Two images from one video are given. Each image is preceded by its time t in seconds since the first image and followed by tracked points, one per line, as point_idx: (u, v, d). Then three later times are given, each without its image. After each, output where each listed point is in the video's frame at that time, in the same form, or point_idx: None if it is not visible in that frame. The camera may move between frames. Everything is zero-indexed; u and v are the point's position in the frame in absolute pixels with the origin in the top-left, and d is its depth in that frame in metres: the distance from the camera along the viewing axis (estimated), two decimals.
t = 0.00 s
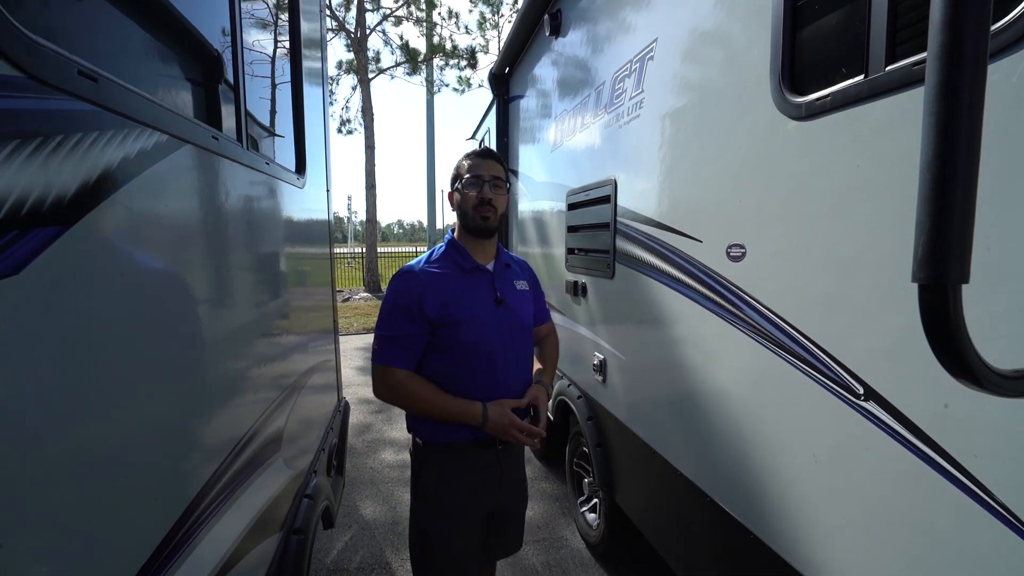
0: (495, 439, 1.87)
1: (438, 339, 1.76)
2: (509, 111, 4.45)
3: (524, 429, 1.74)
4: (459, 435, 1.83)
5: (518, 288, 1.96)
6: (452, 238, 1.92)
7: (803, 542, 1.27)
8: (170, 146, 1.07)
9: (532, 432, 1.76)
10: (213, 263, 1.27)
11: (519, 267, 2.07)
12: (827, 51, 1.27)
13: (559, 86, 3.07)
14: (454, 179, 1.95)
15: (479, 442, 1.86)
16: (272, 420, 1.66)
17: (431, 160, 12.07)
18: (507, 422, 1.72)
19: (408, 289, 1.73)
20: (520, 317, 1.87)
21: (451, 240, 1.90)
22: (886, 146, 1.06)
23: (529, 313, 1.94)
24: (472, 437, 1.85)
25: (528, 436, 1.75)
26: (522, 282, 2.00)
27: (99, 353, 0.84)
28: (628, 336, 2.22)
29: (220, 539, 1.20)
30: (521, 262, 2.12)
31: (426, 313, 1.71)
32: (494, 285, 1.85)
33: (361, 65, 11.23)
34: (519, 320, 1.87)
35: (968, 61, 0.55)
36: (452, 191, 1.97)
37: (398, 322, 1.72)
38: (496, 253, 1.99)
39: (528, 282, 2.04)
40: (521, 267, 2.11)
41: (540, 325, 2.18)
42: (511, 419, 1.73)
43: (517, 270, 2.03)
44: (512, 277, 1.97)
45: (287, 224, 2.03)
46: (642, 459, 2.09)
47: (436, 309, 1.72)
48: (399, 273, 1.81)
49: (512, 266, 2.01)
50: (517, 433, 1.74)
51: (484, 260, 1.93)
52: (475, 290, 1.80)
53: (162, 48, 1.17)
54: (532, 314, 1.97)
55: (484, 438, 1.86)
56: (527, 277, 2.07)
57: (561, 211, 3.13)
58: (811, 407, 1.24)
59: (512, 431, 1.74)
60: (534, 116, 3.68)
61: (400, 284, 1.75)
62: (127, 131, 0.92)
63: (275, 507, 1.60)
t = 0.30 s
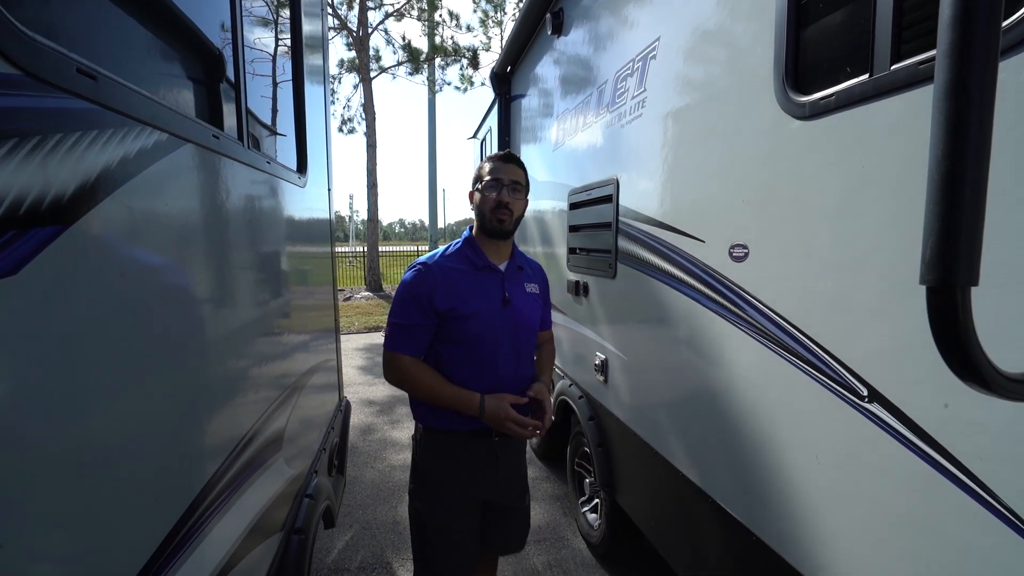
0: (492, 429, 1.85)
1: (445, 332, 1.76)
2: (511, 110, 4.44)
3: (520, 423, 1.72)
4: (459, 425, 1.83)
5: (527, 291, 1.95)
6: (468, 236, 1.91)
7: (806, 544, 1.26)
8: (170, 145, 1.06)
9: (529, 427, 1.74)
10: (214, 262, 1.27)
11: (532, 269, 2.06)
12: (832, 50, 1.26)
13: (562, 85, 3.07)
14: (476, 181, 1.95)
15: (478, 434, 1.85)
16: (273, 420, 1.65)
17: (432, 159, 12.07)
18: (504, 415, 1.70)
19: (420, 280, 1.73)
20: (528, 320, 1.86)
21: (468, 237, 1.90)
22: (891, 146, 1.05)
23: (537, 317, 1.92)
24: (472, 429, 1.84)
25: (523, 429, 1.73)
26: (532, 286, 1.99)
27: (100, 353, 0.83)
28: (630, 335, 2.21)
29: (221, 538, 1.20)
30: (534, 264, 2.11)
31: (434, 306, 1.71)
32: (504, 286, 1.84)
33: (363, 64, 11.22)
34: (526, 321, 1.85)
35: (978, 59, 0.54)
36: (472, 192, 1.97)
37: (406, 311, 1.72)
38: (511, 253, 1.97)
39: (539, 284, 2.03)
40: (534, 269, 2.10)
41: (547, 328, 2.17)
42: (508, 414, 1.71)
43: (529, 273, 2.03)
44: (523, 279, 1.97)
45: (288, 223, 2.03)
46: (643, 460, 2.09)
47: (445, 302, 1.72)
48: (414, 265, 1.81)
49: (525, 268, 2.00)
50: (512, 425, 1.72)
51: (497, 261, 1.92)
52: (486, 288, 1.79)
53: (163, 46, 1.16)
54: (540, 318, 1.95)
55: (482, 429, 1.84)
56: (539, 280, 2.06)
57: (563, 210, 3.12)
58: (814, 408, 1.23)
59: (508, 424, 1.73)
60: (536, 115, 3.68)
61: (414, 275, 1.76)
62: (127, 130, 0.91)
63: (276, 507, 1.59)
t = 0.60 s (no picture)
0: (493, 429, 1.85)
1: (443, 329, 1.77)
2: (513, 110, 4.44)
3: (497, 452, 1.65)
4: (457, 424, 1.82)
5: (526, 290, 1.95)
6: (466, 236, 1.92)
7: (809, 545, 1.26)
8: (175, 145, 1.06)
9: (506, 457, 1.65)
10: (218, 262, 1.27)
11: (531, 269, 2.06)
12: (836, 50, 1.25)
13: (563, 85, 3.07)
14: (473, 182, 1.96)
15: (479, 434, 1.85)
16: (276, 419, 1.66)
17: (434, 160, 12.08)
18: (479, 440, 1.64)
19: (418, 278, 1.74)
20: (527, 318, 1.87)
21: (465, 237, 1.91)
22: (896, 146, 1.05)
23: (536, 316, 1.92)
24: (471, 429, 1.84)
25: (495, 458, 1.65)
26: (531, 285, 1.99)
27: (104, 353, 0.83)
28: (633, 336, 2.21)
29: (224, 538, 1.20)
30: (533, 264, 2.11)
31: (433, 302, 1.72)
32: (503, 284, 1.85)
33: (365, 64, 11.24)
34: (524, 319, 1.85)
35: (986, 60, 0.54)
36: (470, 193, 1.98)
37: (405, 308, 1.72)
38: (509, 252, 1.97)
39: (538, 284, 2.03)
40: (534, 269, 2.10)
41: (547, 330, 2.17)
42: (486, 440, 1.64)
43: (528, 272, 2.02)
44: (522, 279, 1.96)
45: (291, 223, 2.03)
46: (645, 460, 2.09)
47: (443, 300, 1.73)
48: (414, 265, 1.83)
49: (524, 267, 2.00)
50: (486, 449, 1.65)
51: (496, 260, 1.93)
52: (485, 287, 1.80)
53: (167, 47, 1.16)
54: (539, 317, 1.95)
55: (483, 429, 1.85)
56: (538, 280, 2.05)
57: (565, 211, 3.12)
58: (817, 409, 1.23)
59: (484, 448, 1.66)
60: (538, 115, 3.68)
61: (413, 274, 1.77)
62: (133, 130, 0.92)
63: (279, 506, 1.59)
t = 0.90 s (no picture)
0: (489, 433, 1.87)
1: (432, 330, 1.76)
2: (514, 110, 4.44)
3: (472, 365, 1.44)
4: (451, 427, 1.82)
5: (515, 288, 1.94)
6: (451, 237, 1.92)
7: (809, 544, 1.26)
8: (176, 144, 1.07)
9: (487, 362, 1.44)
10: (219, 261, 1.27)
11: (519, 268, 2.06)
12: (837, 50, 1.26)
13: (564, 85, 3.07)
14: (454, 184, 1.97)
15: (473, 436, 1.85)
16: (277, 418, 1.66)
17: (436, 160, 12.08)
18: (452, 367, 1.45)
19: (404, 280, 1.75)
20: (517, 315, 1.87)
21: (450, 238, 1.91)
22: (897, 146, 1.05)
23: (526, 314, 1.92)
24: (465, 430, 1.83)
25: (478, 374, 1.43)
26: (520, 282, 1.99)
27: (105, 352, 0.83)
28: (633, 336, 2.21)
29: (224, 537, 1.20)
30: (522, 264, 2.11)
31: (420, 303, 1.72)
32: (490, 283, 1.85)
33: (366, 64, 11.25)
34: (513, 317, 1.85)
35: (986, 61, 0.54)
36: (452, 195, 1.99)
37: (392, 310, 1.71)
38: (494, 252, 1.98)
39: (527, 283, 2.03)
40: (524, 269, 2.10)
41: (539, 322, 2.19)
42: (459, 361, 1.45)
43: (516, 271, 2.02)
44: (510, 277, 1.96)
45: (292, 223, 2.04)
46: (645, 460, 2.09)
47: (430, 300, 1.73)
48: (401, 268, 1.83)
49: (511, 266, 1.99)
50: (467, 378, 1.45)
51: (482, 260, 1.93)
52: (472, 286, 1.81)
53: (168, 46, 1.17)
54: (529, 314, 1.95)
55: (477, 431, 1.85)
56: (527, 279, 2.05)
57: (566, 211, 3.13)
58: (818, 409, 1.23)
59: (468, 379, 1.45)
60: (539, 115, 3.67)
61: (399, 276, 1.78)
62: (135, 130, 0.92)
63: (279, 506, 1.60)
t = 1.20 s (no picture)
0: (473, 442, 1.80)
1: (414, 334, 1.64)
2: (515, 110, 4.44)
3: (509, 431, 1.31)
4: (436, 438, 1.75)
5: (496, 287, 1.86)
6: (425, 237, 1.82)
7: (809, 544, 1.26)
8: (178, 144, 1.07)
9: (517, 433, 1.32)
10: (220, 261, 1.27)
11: (497, 267, 1.97)
12: (837, 51, 1.26)
13: (565, 85, 3.07)
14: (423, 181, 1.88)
15: (457, 446, 1.78)
16: (278, 418, 1.67)
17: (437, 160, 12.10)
18: (484, 420, 1.32)
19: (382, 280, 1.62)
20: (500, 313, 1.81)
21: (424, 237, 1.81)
22: (897, 146, 1.05)
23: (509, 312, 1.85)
24: (451, 441, 1.76)
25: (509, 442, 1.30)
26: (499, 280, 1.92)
27: (107, 351, 0.84)
28: (633, 336, 2.21)
29: (224, 536, 1.21)
30: (498, 262, 2.03)
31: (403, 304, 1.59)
32: (469, 282, 1.76)
33: (367, 64, 11.26)
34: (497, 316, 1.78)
35: (984, 62, 0.54)
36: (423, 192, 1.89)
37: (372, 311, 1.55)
38: (471, 251, 1.90)
39: (506, 281, 1.94)
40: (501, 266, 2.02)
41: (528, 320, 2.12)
42: (490, 420, 1.32)
43: (494, 269, 1.93)
44: (489, 276, 1.86)
45: (293, 223, 2.04)
46: (645, 460, 2.09)
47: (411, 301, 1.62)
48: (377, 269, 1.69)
49: (490, 264, 1.91)
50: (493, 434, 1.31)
51: (459, 260, 1.84)
52: (452, 286, 1.71)
53: (170, 47, 1.17)
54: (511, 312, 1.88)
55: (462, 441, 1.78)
56: (506, 277, 1.97)
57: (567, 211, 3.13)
58: (818, 409, 1.23)
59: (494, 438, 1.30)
60: (541, 115, 3.66)
61: (377, 277, 1.64)
62: (136, 129, 0.92)
63: (280, 506, 1.60)
